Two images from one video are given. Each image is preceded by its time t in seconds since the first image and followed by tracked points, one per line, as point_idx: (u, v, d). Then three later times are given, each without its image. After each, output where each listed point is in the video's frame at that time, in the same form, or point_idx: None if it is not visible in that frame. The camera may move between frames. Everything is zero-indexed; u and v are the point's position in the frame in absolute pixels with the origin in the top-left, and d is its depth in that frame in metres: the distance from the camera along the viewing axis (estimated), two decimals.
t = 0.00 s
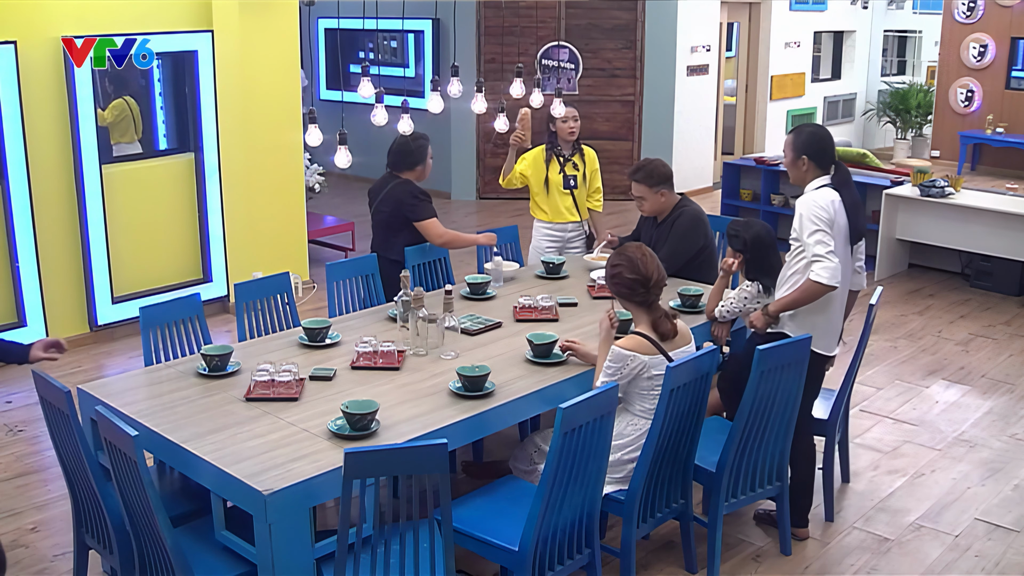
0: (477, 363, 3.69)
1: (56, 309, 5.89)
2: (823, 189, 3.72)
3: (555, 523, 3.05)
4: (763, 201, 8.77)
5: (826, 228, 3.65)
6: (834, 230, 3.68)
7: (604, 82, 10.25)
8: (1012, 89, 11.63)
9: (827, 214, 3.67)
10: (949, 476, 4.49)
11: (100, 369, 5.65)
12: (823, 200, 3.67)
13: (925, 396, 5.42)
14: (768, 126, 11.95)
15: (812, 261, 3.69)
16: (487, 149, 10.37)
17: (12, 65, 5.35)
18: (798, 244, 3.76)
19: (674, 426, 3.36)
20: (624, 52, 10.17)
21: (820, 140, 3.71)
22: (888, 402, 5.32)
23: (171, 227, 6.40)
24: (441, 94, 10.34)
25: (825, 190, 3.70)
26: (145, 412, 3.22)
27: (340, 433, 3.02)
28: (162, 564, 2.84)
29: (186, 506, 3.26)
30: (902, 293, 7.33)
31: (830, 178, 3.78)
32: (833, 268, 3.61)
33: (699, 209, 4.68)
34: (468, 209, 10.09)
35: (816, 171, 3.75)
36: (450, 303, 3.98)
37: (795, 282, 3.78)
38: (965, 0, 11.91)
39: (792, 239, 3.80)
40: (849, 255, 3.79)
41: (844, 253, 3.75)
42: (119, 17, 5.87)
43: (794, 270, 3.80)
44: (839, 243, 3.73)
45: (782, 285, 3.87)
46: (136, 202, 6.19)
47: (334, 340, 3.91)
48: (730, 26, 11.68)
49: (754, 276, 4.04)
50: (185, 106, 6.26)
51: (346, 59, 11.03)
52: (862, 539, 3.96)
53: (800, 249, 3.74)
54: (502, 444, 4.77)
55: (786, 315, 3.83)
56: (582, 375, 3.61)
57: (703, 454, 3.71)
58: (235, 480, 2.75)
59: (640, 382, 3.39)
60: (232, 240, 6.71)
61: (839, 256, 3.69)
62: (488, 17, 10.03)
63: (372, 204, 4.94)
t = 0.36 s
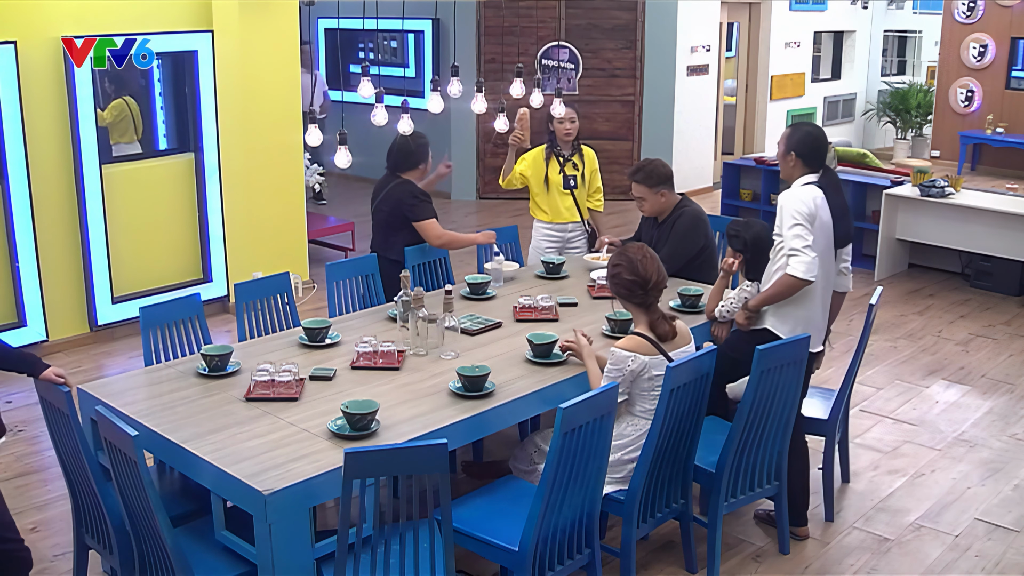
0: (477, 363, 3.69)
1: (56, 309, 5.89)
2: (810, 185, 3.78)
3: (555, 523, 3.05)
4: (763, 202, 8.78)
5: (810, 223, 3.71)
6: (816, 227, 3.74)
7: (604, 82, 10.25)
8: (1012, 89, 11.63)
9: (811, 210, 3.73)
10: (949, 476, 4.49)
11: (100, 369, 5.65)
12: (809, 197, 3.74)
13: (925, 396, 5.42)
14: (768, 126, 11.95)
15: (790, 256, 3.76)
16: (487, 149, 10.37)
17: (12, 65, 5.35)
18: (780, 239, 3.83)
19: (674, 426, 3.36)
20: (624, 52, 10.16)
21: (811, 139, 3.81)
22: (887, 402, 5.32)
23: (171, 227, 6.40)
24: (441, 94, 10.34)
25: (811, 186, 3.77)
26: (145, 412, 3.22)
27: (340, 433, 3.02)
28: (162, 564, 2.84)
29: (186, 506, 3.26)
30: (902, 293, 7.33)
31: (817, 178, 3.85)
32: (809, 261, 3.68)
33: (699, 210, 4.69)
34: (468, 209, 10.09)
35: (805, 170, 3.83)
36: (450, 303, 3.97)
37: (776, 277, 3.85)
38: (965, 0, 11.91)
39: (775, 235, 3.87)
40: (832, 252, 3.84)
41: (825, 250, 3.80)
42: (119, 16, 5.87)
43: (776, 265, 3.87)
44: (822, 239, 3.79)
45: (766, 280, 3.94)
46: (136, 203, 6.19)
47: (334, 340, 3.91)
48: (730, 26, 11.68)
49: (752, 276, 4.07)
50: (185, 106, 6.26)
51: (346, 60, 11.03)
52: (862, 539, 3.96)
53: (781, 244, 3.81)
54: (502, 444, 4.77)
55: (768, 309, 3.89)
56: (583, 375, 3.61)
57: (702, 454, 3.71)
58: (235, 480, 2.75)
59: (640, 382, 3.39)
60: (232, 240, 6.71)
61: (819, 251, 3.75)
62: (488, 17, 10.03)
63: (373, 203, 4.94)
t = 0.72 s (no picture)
0: (477, 363, 3.69)
1: (55, 309, 5.89)
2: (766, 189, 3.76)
3: (555, 523, 3.05)
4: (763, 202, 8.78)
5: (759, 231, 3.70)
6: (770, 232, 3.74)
7: (604, 82, 10.25)
8: (1012, 89, 11.63)
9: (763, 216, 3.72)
10: (949, 476, 4.49)
11: (101, 369, 5.65)
12: (760, 202, 3.72)
13: (925, 396, 5.42)
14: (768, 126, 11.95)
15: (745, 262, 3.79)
16: (487, 148, 10.37)
17: (12, 65, 5.36)
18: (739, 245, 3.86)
19: (674, 426, 3.36)
20: (624, 52, 10.17)
21: (774, 143, 3.76)
22: (887, 402, 5.32)
23: (171, 226, 6.40)
24: (441, 94, 10.34)
25: (765, 190, 3.75)
26: (145, 412, 3.22)
27: (340, 433, 3.02)
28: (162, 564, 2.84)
29: (186, 506, 3.26)
30: (902, 293, 7.34)
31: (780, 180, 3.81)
32: (756, 269, 3.70)
33: (699, 210, 4.68)
34: (469, 209, 10.09)
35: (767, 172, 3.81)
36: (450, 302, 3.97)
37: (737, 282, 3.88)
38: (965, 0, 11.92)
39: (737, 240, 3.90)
40: (792, 254, 3.83)
41: (783, 255, 3.80)
42: (119, 16, 5.87)
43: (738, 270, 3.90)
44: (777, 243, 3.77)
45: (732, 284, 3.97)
46: (136, 202, 6.19)
47: (334, 340, 3.91)
48: (730, 26, 11.68)
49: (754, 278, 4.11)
50: (185, 106, 6.26)
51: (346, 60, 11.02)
52: (862, 539, 3.96)
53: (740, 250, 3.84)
54: (502, 444, 4.77)
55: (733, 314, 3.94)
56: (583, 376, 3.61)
57: (702, 454, 3.71)
58: (235, 480, 2.75)
59: (640, 382, 3.39)
60: (232, 240, 6.72)
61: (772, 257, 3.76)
62: (488, 17, 10.03)
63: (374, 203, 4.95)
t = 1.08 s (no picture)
0: (477, 363, 3.69)
1: (55, 309, 5.89)
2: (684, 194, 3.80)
3: (555, 523, 3.05)
4: (763, 202, 8.79)
5: (679, 234, 3.75)
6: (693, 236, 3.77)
7: (604, 82, 10.24)
8: (1012, 89, 11.63)
9: (683, 219, 3.76)
10: (949, 476, 4.49)
11: (100, 369, 5.65)
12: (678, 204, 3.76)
13: (925, 396, 5.42)
14: (768, 126, 11.95)
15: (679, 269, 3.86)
16: (487, 149, 10.36)
17: (12, 65, 5.36)
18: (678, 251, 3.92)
19: (674, 425, 3.36)
20: (624, 52, 10.16)
21: (690, 145, 3.81)
22: (887, 402, 5.32)
23: (171, 227, 6.40)
24: (441, 94, 10.34)
25: (683, 192, 3.79)
26: (144, 412, 3.22)
27: (340, 433, 3.02)
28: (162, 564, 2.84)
29: (186, 506, 3.26)
30: (902, 293, 7.34)
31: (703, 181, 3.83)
32: (676, 276, 3.78)
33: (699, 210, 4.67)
34: (469, 209, 10.09)
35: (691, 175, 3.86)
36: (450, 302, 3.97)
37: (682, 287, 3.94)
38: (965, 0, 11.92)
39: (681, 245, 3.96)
40: (727, 253, 3.81)
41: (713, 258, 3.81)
42: (119, 17, 5.87)
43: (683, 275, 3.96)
44: (706, 244, 3.79)
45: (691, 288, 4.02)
46: (136, 203, 6.19)
47: (334, 340, 3.90)
48: (730, 26, 11.68)
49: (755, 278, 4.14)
50: (185, 106, 6.26)
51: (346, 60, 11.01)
52: (862, 539, 3.96)
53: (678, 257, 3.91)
54: (502, 444, 4.77)
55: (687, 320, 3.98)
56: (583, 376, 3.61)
57: (702, 454, 3.71)
58: (235, 480, 2.75)
59: (640, 382, 3.39)
60: (232, 240, 6.71)
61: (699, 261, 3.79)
62: (488, 17, 10.03)
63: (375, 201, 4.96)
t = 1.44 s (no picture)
0: (477, 363, 3.69)
1: (55, 309, 5.89)
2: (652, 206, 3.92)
3: (555, 523, 3.05)
4: (763, 202, 8.80)
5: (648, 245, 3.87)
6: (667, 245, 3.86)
7: (604, 82, 10.24)
8: (1012, 89, 11.63)
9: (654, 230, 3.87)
10: (949, 476, 4.49)
11: (100, 369, 5.65)
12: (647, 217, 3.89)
13: (925, 396, 5.42)
14: (768, 126, 11.95)
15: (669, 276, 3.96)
16: (487, 148, 10.37)
17: (12, 65, 5.36)
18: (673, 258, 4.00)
19: (674, 426, 3.36)
20: (624, 52, 10.16)
21: (649, 158, 3.96)
22: (887, 402, 5.32)
23: (171, 227, 6.40)
24: (441, 94, 10.34)
25: (648, 206, 3.91)
26: (144, 412, 3.22)
27: (340, 433, 3.02)
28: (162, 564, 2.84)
29: (186, 506, 3.26)
30: (902, 293, 7.34)
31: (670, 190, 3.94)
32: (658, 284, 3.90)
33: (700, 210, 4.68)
34: (469, 209, 10.09)
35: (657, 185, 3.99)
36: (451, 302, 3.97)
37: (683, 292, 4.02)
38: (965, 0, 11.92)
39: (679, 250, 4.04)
40: (704, 258, 3.82)
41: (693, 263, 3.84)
42: (119, 17, 5.87)
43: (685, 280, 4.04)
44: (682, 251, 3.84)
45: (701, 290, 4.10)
46: (136, 203, 6.19)
47: (334, 340, 3.91)
48: (730, 26, 11.68)
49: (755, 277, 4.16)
50: (185, 106, 6.26)
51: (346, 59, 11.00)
52: (862, 539, 3.96)
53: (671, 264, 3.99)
54: (502, 444, 4.77)
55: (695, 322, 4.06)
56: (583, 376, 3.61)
57: (702, 454, 3.71)
58: (235, 480, 2.75)
59: (640, 382, 3.39)
60: (232, 240, 6.72)
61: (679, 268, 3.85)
62: (488, 17, 10.03)
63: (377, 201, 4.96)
